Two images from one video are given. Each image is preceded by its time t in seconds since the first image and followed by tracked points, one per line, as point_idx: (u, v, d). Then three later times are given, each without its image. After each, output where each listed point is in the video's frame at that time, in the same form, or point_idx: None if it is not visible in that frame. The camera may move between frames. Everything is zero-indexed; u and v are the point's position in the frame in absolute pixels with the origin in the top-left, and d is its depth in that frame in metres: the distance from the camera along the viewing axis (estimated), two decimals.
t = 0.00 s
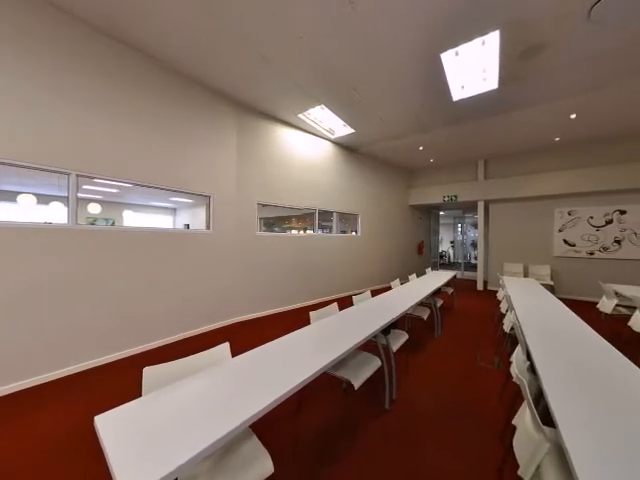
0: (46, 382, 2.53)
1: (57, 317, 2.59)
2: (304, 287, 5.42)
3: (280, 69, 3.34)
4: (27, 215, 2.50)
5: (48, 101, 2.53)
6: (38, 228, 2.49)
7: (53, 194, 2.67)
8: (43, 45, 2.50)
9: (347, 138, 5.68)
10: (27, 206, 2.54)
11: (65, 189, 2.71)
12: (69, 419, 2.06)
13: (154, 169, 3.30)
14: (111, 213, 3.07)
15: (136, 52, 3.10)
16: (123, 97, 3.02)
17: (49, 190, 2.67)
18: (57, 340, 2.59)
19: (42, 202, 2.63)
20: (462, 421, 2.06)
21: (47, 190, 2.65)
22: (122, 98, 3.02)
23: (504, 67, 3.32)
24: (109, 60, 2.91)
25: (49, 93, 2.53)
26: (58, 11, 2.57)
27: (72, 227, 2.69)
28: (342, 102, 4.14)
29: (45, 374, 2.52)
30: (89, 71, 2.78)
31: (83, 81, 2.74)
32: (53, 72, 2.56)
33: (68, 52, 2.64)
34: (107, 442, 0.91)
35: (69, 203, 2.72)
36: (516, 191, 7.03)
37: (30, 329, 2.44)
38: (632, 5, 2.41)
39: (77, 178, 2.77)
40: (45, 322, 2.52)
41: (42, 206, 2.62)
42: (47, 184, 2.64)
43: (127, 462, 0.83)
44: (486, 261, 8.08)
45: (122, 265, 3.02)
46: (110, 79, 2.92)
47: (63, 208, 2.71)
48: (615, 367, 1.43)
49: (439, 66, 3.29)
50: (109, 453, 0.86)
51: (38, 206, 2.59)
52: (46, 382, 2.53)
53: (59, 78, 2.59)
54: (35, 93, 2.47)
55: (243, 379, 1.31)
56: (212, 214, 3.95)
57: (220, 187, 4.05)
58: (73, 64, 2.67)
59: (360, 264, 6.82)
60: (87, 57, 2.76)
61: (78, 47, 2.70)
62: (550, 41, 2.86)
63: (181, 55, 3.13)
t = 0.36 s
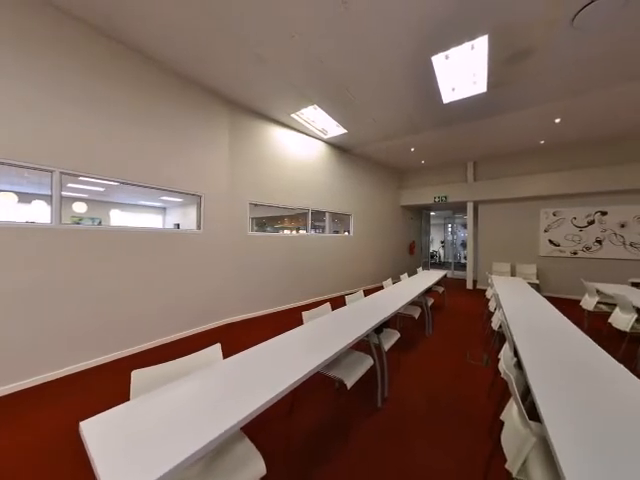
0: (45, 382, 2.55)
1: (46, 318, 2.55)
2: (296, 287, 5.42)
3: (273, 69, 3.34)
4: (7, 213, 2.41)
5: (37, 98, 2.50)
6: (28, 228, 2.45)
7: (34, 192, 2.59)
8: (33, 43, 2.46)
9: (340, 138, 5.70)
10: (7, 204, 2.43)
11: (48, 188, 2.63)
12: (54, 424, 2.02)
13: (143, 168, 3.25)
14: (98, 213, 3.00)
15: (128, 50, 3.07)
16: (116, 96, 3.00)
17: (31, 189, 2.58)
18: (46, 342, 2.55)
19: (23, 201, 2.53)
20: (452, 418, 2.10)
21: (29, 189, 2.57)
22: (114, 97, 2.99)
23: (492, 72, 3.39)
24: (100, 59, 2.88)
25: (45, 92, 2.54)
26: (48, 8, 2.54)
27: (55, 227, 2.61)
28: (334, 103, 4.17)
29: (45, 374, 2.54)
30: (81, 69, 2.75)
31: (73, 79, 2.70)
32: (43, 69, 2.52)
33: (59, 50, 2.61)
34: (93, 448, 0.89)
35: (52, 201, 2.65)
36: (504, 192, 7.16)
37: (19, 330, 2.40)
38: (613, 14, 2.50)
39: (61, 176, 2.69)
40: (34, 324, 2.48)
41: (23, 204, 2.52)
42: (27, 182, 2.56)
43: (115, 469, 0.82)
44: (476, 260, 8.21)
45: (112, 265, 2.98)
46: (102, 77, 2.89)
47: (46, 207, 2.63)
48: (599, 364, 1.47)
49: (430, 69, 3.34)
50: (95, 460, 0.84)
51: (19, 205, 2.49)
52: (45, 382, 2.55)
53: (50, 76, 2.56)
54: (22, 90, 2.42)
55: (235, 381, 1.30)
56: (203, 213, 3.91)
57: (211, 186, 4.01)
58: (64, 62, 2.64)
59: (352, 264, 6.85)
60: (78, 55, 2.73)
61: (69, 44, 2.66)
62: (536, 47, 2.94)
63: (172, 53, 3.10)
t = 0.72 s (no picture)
0: (45, 381, 2.56)
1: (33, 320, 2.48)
2: (288, 287, 5.41)
3: (266, 69, 3.33)
4: None
5: (21, 94, 2.41)
6: (15, 228, 2.40)
7: (15, 190, 2.50)
8: (19, 36, 2.39)
9: (332, 138, 5.72)
10: None
11: (31, 186, 2.55)
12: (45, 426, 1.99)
13: (133, 167, 3.19)
14: (83, 212, 2.93)
15: (118, 46, 3.02)
16: (108, 93, 2.96)
17: (12, 187, 2.49)
18: (34, 343, 2.49)
19: (4, 199, 2.44)
20: (443, 415, 2.13)
21: (10, 186, 2.48)
22: (104, 94, 2.93)
23: (481, 76, 3.46)
24: (90, 55, 2.82)
25: (36, 91, 2.49)
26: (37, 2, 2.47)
27: (37, 227, 2.51)
28: (327, 103, 4.18)
29: (45, 374, 2.55)
30: (70, 65, 2.69)
31: (62, 75, 2.64)
32: (31, 65, 2.46)
33: (47, 45, 2.54)
34: (78, 456, 0.86)
35: (35, 200, 2.56)
36: (493, 193, 7.29)
37: (8, 332, 2.35)
38: (595, 23, 2.60)
39: (44, 173, 2.59)
40: (21, 323, 2.42)
41: (4, 203, 2.42)
42: (8, 180, 2.47)
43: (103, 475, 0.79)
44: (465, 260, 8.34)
45: (101, 265, 2.93)
46: (92, 74, 2.84)
47: (28, 205, 2.54)
48: (583, 359, 1.52)
49: (421, 72, 3.39)
50: (82, 468, 0.82)
51: None
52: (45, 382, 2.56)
53: (39, 72, 2.51)
54: (9, 87, 2.36)
55: (226, 382, 1.29)
56: (193, 213, 3.86)
57: (203, 186, 3.97)
58: (52, 58, 2.58)
59: (344, 264, 6.87)
60: (67, 51, 2.66)
61: (57, 39, 2.59)
62: (524, 52, 3.02)
63: (164, 50, 3.06)
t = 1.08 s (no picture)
0: (43, 381, 2.56)
1: (16, 323, 2.40)
2: (281, 287, 5.39)
3: (259, 68, 3.32)
4: None
5: (4, 90, 2.34)
6: None
7: None
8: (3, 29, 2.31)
9: (325, 138, 5.72)
10: None
11: (12, 185, 2.46)
12: (36, 430, 1.96)
13: (123, 166, 3.13)
14: (68, 211, 2.84)
15: (107, 41, 2.95)
16: (96, 90, 2.90)
17: None
18: (18, 347, 2.41)
19: None
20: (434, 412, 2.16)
21: None
22: (93, 91, 2.87)
23: (472, 79, 3.53)
24: (78, 51, 2.76)
25: (23, 87, 2.43)
26: None
27: (18, 228, 2.43)
28: (320, 103, 4.19)
29: (43, 374, 2.55)
30: (58, 60, 2.62)
31: (48, 70, 2.57)
32: (7, 57, 2.35)
33: (34, 40, 2.48)
34: (62, 464, 0.83)
35: (17, 199, 2.47)
36: (483, 194, 7.40)
37: None
38: (579, 30, 2.68)
39: (26, 171, 2.51)
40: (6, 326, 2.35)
41: None
42: None
43: None
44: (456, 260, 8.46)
45: (90, 266, 2.86)
46: (81, 70, 2.78)
47: (9, 204, 2.45)
48: (568, 356, 1.56)
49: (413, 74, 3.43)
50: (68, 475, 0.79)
51: None
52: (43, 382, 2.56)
53: (25, 67, 2.44)
54: None
55: (217, 384, 1.27)
56: (184, 212, 3.81)
57: (194, 185, 3.92)
58: (40, 53, 2.52)
59: (337, 264, 6.88)
60: (54, 46, 2.59)
61: (44, 34, 2.53)
62: (512, 57, 3.09)
63: (155, 47, 3.02)
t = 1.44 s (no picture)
0: (41, 382, 2.56)
1: None
2: (274, 287, 5.36)
3: (250, 67, 3.30)
4: None
5: None
6: None
7: None
8: None
9: (317, 138, 5.72)
10: None
11: None
12: (17, 437, 1.90)
13: (110, 164, 3.06)
14: (51, 210, 2.73)
15: (93, 36, 2.89)
16: (83, 86, 2.84)
17: None
18: None
19: None
20: (426, 410, 2.19)
21: None
22: (80, 87, 2.81)
23: (461, 82, 3.58)
24: (65, 46, 2.69)
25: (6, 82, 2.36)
26: None
27: None
28: (312, 103, 4.19)
29: (40, 375, 2.56)
30: (43, 55, 2.56)
31: (31, 65, 2.49)
32: None
33: (18, 34, 2.42)
34: (46, 472, 0.80)
35: None
36: (473, 194, 7.52)
37: None
38: (563, 37, 2.77)
39: (6, 168, 2.42)
40: None
41: None
42: None
43: None
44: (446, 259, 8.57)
45: (76, 266, 2.79)
46: (68, 66, 2.72)
47: None
48: (555, 353, 1.60)
49: (403, 76, 3.46)
50: None
51: None
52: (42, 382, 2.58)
53: (8, 62, 2.37)
54: None
55: (209, 387, 1.26)
56: (173, 211, 3.74)
57: (184, 185, 3.87)
58: (25, 48, 2.46)
59: (329, 264, 6.89)
60: (40, 41, 2.54)
61: (30, 29, 2.47)
62: (500, 62, 3.16)
63: (144, 44, 2.97)
